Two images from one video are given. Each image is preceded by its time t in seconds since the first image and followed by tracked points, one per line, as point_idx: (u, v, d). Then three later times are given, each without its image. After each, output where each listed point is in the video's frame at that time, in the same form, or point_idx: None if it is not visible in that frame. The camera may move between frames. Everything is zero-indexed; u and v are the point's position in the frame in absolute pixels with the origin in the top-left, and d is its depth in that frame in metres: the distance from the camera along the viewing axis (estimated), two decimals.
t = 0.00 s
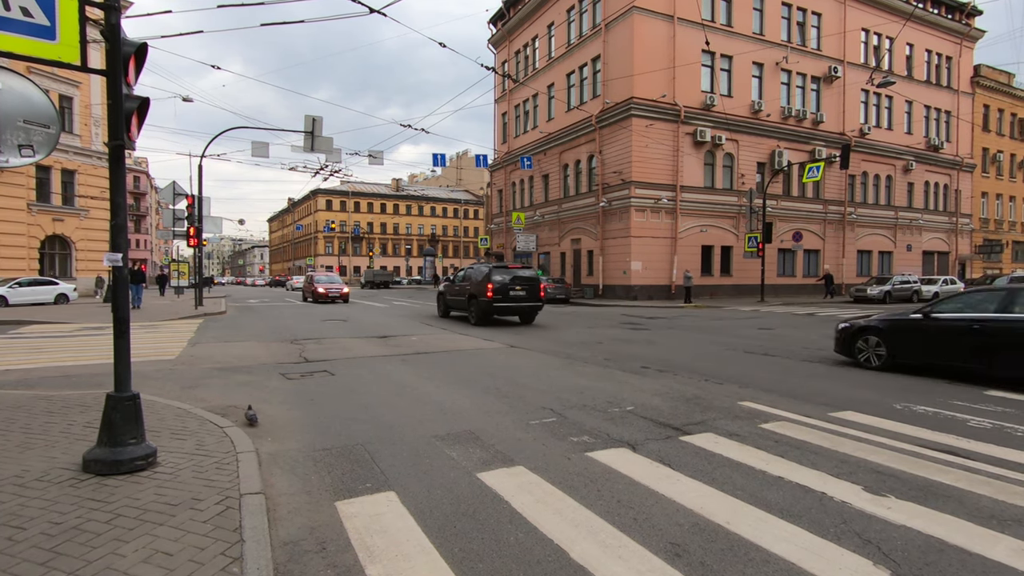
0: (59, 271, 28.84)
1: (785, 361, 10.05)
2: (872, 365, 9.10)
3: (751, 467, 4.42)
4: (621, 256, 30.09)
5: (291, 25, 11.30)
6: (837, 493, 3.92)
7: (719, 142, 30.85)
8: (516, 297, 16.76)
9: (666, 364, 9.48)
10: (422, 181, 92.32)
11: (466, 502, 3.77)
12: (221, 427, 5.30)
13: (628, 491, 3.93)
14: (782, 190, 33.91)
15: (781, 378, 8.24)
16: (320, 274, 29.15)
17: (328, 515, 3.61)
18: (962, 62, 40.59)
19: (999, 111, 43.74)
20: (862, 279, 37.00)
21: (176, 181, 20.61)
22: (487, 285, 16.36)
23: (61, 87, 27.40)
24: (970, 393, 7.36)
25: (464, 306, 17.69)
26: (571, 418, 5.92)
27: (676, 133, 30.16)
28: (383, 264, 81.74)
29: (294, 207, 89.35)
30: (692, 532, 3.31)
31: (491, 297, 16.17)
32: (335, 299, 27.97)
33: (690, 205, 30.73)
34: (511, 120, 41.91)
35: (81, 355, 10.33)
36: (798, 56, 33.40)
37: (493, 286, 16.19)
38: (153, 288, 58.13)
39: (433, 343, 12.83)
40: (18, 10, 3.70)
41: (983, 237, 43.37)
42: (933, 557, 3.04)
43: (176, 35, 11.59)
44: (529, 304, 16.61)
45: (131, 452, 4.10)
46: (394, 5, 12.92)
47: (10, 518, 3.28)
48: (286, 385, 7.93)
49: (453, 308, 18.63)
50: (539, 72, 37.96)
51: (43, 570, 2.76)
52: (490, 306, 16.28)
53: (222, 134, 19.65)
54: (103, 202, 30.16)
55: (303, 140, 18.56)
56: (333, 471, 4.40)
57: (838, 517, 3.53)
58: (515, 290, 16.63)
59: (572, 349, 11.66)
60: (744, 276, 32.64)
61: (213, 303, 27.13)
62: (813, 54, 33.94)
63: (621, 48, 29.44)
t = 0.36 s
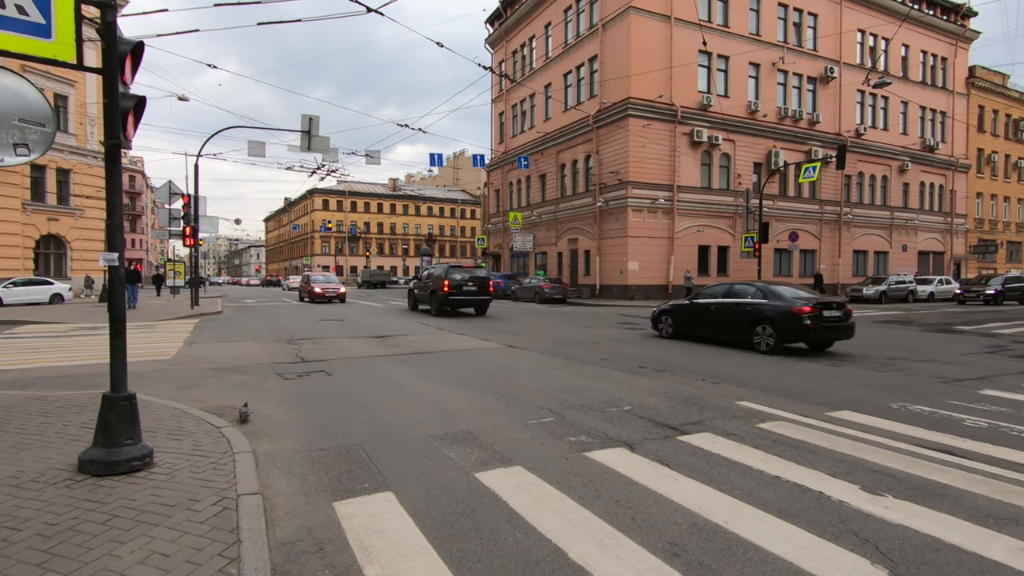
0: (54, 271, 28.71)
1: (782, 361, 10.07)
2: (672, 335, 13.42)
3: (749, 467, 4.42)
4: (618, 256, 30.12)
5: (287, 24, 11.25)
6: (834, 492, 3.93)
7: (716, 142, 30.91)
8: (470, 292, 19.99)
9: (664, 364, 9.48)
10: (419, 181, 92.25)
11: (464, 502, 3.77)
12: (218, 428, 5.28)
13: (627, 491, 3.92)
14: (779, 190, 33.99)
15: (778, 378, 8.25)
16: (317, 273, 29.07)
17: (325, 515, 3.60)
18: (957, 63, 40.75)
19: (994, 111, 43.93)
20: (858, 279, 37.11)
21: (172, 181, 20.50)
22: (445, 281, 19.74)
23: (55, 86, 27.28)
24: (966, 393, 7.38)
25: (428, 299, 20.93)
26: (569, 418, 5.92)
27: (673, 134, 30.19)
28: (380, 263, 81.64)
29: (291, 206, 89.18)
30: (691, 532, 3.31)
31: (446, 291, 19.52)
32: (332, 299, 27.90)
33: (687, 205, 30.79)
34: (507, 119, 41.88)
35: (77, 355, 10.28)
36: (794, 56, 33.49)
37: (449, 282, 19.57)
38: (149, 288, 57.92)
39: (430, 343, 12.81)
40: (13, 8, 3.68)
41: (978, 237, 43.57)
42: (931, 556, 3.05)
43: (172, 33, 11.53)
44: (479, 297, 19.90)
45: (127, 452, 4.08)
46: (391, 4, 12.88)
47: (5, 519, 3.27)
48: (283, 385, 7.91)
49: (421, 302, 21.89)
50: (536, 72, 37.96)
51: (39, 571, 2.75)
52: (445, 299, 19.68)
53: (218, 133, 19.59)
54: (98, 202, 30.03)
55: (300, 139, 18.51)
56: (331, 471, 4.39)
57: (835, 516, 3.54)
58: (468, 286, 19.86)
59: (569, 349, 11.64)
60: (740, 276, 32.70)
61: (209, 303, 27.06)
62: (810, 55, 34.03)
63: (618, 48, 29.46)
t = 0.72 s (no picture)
0: (45, 271, 28.46)
1: (776, 360, 10.11)
2: (565, 323, 17.29)
3: (745, 467, 4.43)
4: (613, 256, 30.14)
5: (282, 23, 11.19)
6: (829, 491, 3.95)
7: (710, 143, 31.00)
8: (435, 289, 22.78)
9: (659, 364, 9.49)
10: (414, 181, 92.14)
11: (460, 503, 3.75)
12: (212, 429, 5.25)
13: (623, 491, 3.93)
14: (773, 191, 34.13)
15: (772, 377, 8.29)
16: (311, 273, 28.98)
17: (321, 517, 3.58)
18: (949, 64, 41.04)
19: (985, 113, 44.27)
20: (851, 279, 37.32)
21: (165, 180, 20.34)
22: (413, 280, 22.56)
23: (46, 84, 27.06)
24: (958, 392, 7.43)
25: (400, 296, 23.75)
26: (565, 418, 5.93)
27: (668, 134, 30.27)
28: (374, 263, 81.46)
29: (285, 206, 88.87)
30: (687, 532, 3.31)
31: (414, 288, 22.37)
32: (327, 299, 27.79)
33: (682, 205, 30.87)
34: (502, 120, 41.87)
35: (68, 356, 10.19)
36: (787, 57, 33.67)
37: (417, 280, 22.41)
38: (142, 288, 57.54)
39: (425, 343, 12.78)
40: (5, 5, 3.65)
41: (970, 238, 43.89)
42: (925, 555, 3.06)
43: (166, 32, 11.44)
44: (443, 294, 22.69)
45: (120, 454, 4.05)
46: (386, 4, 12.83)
47: None
48: (277, 386, 7.88)
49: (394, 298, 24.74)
50: (531, 72, 37.99)
51: None
52: (413, 295, 22.52)
53: (212, 133, 19.49)
54: (90, 202, 29.80)
55: (294, 139, 18.44)
56: (327, 472, 4.37)
57: (831, 515, 3.55)
58: (434, 284, 22.64)
59: (564, 349, 11.65)
60: (735, 276, 32.78)
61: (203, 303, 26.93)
62: (803, 56, 34.20)
63: (613, 48, 29.49)
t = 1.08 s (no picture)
0: (24, 271, 27.90)
1: (762, 360, 10.20)
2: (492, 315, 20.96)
3: (733, 466, 4.46)
4: (601, 256, 30.27)
5: (268, 21, 11.07)
6: (816, 490, 3.98)
7: (697, 143, 31.22)
8: (401, 287, 26.06)
9: (647, 364, 9.54)
10: (401, 181, 91.76)
11: (450, 505, 3.73)
12: (197, 432, 5.17)
13: (612, 492, 3.93)
14: (759, 191, 34.47)
15: (759, 377, 8.35)
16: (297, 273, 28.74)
17: (308, 520, 3.54)
18: (930, 68, 41.72)
19: (965, 116, 45.04)
20: (835, 278, 37.80)
21: (148, 178, 20.02)
22: (380, 279, 25.83)
23: (26, 80, 26.51)
24: (941, 391, 7.55)
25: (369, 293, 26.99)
26: (554, 419, 5.92)
27: (655, 135, 30.43)
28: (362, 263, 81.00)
29: (271, 205, 88.05)
30: (677, 531, 3.32)
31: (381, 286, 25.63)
32: (313, 299, 27.57)
33: (669, 206, 31.04)
34: (490, 119, 41.85)
35: (48, 357, 9.98)
36: (773, 60, 34.02)
37: (383, 279, 25.70)
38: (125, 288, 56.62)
39: (414, 343, 12.73)
40: None
41: (950, 238, 44.64)
42: (912, 552, 3.09)
43: (149, 28, 11.27)
44: (407, 291, 25.99)
45: (102, 458, 3.96)
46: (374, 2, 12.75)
47: None
48: (263, 387, 7.78)
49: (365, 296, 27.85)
50: (519, 72, 37.99)
51: None
52: (380, 292, 25.74)
53: (197, 130, 19.23)
54: (71, 200, 29.26)
55: (281, 137, 18.26)
56: (314, 475, 4.32)
57: (818, 514, 3.58)
58: (399, 283, 25.97)
59: (553, 349, 11.65)
60: (721, 276, 33.06)
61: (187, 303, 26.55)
62: (788, 58, 34.57)
63: (601, 49, 29.58)
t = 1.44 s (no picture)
0: None
1: (736, 358, 10.36)
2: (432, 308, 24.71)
3: (710, 464, 4.51)
4: (578, 256, 30.42)
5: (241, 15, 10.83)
6: (790, 487, 4.04)
7: (673, 145, 31.59)
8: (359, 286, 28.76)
9: (624, 363, 9.61)
10: (378, 180, 90.93)
11: (429, 508, 3.69)
12: (166, 436, 5.02)
13: (592, 492, 3.93)
14: (732, 193, 35.07)
15: (734, 375, 8.47)
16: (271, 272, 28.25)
17: (282, 526, 3.46)
18: (896, 74, 42.95)
19: (929, 121, 46.47)
20: (805, 278, 38.65)
21: (114, 175, 19.42)
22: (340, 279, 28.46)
23: None
24: (908, 388, 7.77)
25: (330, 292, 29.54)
26: (532, 419, 5.92)
27: (632, 136, 30.70)
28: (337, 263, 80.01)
29: (244, 203, 86.37)
30: (656, 530, 3.34)
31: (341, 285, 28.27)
32: (287, 299, 27.12)
33: (646, 206, 31.36)
34: (468, 119, 41.74)
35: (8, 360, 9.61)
36: (746, 63, 34.62)
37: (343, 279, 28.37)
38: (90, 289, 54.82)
39: (391, 344, 12.61)
40: None
41: (915, 239, 46.00)
42: (882, 547, 3.16)
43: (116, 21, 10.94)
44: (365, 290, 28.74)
45: (65, 465, 3.82)
46: None
47: None
48: (236, 390, 7.61)
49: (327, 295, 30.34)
50: (497, 72, 37.96)
51: None
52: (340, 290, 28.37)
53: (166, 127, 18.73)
54: (33, 197, 28.24)
55: (254, 135, 17.90)
56: (289, 479, 4.24)
57: (793, 511, 3.63)
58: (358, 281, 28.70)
59: (531, 349, 11.66)
60: (696, 276, 33.52)
61: (156, 304, 25.86)
62: (761, 62, 35.23)
63: (579, 50, 29.72)
